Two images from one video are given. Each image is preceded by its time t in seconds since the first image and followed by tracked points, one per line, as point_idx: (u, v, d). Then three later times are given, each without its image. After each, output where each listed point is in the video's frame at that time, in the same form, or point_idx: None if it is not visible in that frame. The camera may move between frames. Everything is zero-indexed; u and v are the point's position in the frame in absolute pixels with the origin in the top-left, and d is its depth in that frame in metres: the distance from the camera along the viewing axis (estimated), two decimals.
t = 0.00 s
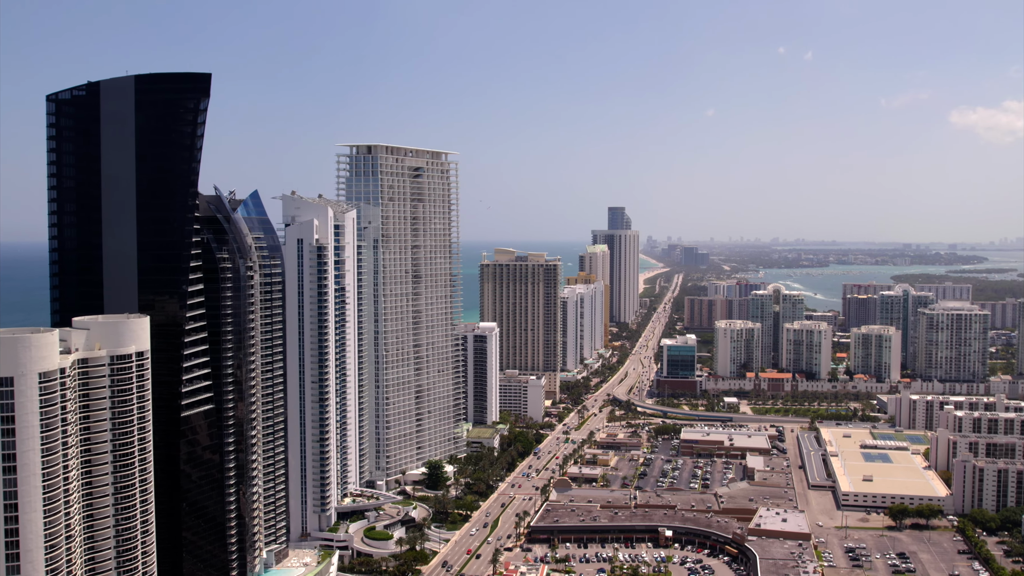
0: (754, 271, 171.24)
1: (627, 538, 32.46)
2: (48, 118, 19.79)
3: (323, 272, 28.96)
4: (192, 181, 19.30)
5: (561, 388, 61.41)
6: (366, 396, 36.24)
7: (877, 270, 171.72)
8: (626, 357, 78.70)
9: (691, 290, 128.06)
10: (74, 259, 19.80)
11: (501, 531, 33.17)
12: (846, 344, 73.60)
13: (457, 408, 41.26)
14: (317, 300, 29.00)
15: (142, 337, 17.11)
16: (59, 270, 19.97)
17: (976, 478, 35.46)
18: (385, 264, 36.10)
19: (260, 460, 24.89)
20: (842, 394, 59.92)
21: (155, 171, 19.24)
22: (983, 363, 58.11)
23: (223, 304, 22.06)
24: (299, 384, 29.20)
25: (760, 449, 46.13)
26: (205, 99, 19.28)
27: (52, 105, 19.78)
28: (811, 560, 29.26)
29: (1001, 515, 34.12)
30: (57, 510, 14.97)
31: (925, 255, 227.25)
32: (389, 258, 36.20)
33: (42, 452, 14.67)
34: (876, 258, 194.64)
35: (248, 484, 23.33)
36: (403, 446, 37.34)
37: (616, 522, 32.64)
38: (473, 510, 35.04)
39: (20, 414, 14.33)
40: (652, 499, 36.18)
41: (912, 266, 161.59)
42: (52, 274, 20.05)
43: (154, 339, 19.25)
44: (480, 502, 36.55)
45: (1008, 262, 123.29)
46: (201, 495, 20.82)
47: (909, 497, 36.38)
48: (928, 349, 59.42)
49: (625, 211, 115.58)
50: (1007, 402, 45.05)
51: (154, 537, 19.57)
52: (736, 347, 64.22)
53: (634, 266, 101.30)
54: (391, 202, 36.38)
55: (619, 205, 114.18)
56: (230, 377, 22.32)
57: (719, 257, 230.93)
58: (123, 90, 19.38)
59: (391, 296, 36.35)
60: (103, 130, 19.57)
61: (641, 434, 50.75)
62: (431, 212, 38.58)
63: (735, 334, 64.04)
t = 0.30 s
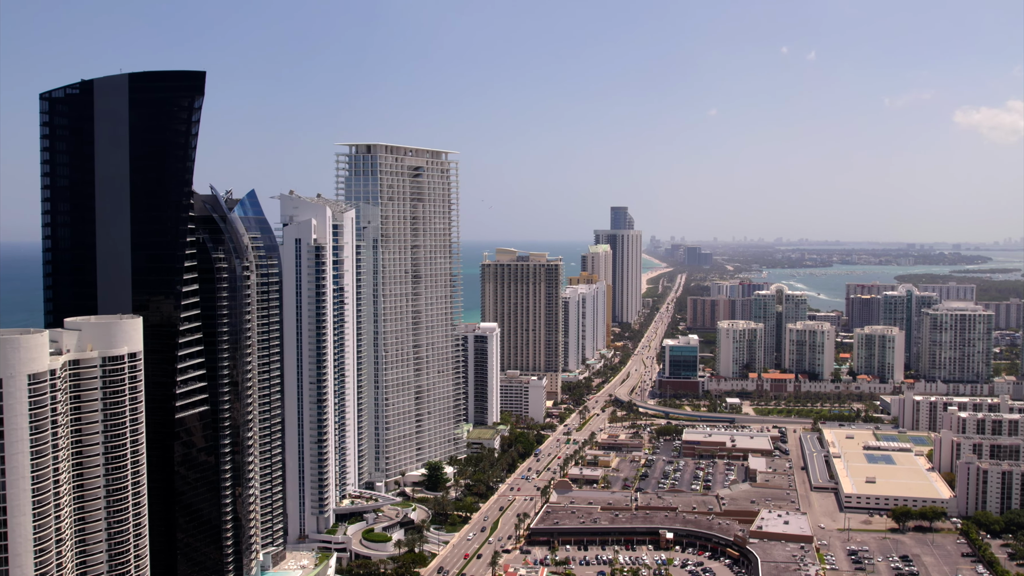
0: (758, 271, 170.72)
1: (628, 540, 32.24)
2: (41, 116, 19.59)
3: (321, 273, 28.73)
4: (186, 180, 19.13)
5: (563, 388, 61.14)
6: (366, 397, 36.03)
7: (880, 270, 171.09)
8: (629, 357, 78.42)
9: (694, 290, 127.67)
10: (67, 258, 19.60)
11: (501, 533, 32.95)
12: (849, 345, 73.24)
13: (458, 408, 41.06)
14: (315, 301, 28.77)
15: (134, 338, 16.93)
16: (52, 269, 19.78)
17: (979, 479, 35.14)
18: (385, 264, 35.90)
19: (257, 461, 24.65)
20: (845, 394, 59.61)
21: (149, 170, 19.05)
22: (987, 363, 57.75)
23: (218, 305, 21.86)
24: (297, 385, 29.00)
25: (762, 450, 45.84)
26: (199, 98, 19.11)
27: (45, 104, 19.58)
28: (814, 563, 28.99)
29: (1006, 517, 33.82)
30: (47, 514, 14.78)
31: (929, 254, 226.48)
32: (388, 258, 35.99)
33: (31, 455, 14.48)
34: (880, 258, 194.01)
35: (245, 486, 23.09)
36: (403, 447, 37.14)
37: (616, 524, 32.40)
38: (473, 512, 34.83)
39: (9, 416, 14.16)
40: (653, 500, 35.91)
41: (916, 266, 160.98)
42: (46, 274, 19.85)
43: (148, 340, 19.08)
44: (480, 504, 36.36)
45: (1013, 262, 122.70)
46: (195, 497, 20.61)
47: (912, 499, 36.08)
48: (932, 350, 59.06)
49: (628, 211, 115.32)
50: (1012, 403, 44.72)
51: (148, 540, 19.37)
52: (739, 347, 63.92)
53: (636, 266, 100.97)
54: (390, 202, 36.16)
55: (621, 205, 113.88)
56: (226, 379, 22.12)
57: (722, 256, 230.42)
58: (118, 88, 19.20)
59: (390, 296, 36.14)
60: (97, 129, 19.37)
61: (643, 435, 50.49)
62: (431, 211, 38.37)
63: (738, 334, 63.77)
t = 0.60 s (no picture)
0: (762, 271, 170.26)
1: (629, 542, 32.01)
2: (35, 114, 19.40)
3: (319, 273, 28.53)
4: (180, 179, 18.95)
5: (564, 389, 60.87)
6: (365, 398, 35.81)
7: (884, 269, 170.49)
8: (631, 357, 78.15)
9: (697, 289, 127.32)
10: (60, 258, 19.41)
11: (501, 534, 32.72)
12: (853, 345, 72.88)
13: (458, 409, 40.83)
14: (314, 301, 28.55)
15: (127, 339, 16.75)
16: (46, 269, 19.58)
17: (984, 481, 34.80)
18: (384, 264, 35.69)
19: (254, 463, 24.43)
20: (848, 395, 59.30)
21: (144, 169, 18.87)
22: (992, 364, 57.38)
23: (214, 305, 21.64)
24: (295, 385, 28.80)
25: (765, 451, 45.54)
26: (194, 96, 18.93)
27: (38, 102, 19.38)
28: (816, 565, 28.71)
29: (1010, 519, 33.50)
30: (36, 517, 14.60)
31: (933, 254, 225.62)
32: (388, 258, 35.78)
33: (20, 458, 14.30)
34: (884, 257, 193.41)
35: (241, 488, 22.86)
36: (403, 448, 36.93)
37: (617, 526, 32.15)
38: (472, 513, 34.61)
39: None
40: (654, 502, 35.65)
41: (920, 266, 160.37)
42: (39, 274, 19.66)
43: (142, 340, 18.90)
44: (480, 505, 36.16)
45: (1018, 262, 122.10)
46: (189, 500, 20.41)
47: (916, 501, 35.79)
48: (936, 350, 58.67)
49: (630, 211, 115.09)
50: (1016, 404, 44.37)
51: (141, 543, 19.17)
52: (741, 348, 63.61)
53: (639, 266, 100.67)
54: (390, 201, 35.95)
55: (624, 205, 113.63)
56: (223, 379, 21.89)
57: (726, 255, 229.79)
58: (111, 86, 19.00)
59: (389, 296, 35.93)
60: (91, 128, 19.19)
61: (644, 435, 50.22)
62: (431, 211, 38.15)
63: (740, 335, 63.48)
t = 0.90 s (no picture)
0: (765, 270, 169.73)
1: (629, 544, 31.76)
2: (27, 113, 19.20)
3: (316, 273, 28.34)
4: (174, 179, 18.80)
5: (566, 389, 60.60)
6: (363, 398, 35.59)
7: (888, 269, 169.89)
8: (633, 358, 77.86)
9: (700, 289, 126.95)
10: (55, 259, 19.20)
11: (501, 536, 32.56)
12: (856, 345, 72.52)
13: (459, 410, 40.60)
14: (311, 301, 28.35)
15: (120, 340, 16.58)
16: (39, 269, 19.37)
17: (987, 483, 34.49)
18: (383, 264, 35.48)
19: (250, 465, 24.27)
20: (851, 395, 58.99)
21: (138, 167, 18.71)
22: (995, 364, 57.06)
23: (209, 305, 21.48)
24: (293, 386, 28.64)
25: (767, 453, 45.23)
26: (188, 95, 18.78)
27: (31, 100, 19.18)
28: (818, 568, 28.43)
29: (1014, 522, 33.19)
30: (25, 520, 14.42)
31: (938, 253, 224.82)
32: (387, 258, 35.58)
33: (9, 461, 14.12)
34: (888, 257, 192.83)
35: (238, 490, 22.68)
36: (402, 449, 36.72)
37: (617, 528, 31.91)
38: (472, 515, 34.39)
39: None
40: (656, 504, 35.38)
41: (923, 266, 159.80)
42: (33, 274, 19.45)
43: (137, 341, 18.78)
44: (480, 507, 35.97)
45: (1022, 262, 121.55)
46: (184, 502, 20.27)
47: (919, 502, 35.51)
48: (939, 350, 58.33)
49: (633, 211, 114.79)
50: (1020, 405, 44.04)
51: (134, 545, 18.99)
52: (744, 348, 63.29)
53: (641, 266, 100.32)
54: (389, 200, 35.71)
55: (627, 205, 113.26)
56: (218, 380, 21.72)
57: (729, 255, 229.22)
58: (105, 85, 18.84)
59: (389, 296, 35.74)
60: (84, 126, 19.02)
61: (646, 436, 49.96)
62: (431, 210, 37.93)
63: (743, 335, 63.14)
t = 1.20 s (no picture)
0: (769, 270, 169.26)
1: (629, 547, 31.53)
2: (20, 112, 19.06)
3: (314, 272, 28.14)
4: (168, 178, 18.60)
5: (567, 390, 60.37)
6: (362, 399, 35.37)
7: (892, 269, 169.31)
8: (635, 358, 77.60)
9: (703, 289, 126.57)
10: (48, 258, 19.03)
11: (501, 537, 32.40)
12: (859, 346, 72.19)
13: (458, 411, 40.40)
14: (309, 301, 28.15)
15: (111, 340, 16.41)
16: (32, 270, 19.21)
17: (991, 485, 34.25)
18: (382, 264, 35.27)
19: (246, 466, 24.09)
20: (854, 396, 58.69)
21: (129, 166, 18.49)
22: (999, 365, 56.73)
23: (205, 306, 21.29)
24: (291, 387, 28.46)
25: (769, 454, 44.96)
26: (181, 92, 18.57)
27: (24, 99, 19.04)
28: (820, 571, 28.17)
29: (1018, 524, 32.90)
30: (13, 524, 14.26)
31: (941, 252, 224.11)
32: (386, 258, 35.38)
33: None
34: (891, 257, 192.32)
35: (234, 491, 22.49)
36: (402, 450, 36.52)
37: (618, 530, 31.67)
38: (472, 517, 34.18)
39: None
40: (657, 505, 35.14)
41: (927, 266, 159.36)
42: (25, 274, 19.29)
43: (130, 342, 18.60)
44: (479, 509, 35.75)
45: None
46: (179, 505, 20.11)
47: (922, 505, 35.24)
48: (943, 350, 58.01)
49: (636, 210, 114.52)
50: None
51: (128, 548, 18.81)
52: (746, 348, 62.99)
53: (644, 266, 100.01)
54: (388, 200, 35.50)
55: (629, 205, 112.99)
56: (214, 381, 21.52)
57: (732, 254, 228.75)
58: (97, 83, 18.67)
59: (388, 296, 35.54)
60: (77, 125, 18.86)
61: (648, 437, 49.70)
62: (431, 210, 37.72)
63: (745, 335, 62.84)
